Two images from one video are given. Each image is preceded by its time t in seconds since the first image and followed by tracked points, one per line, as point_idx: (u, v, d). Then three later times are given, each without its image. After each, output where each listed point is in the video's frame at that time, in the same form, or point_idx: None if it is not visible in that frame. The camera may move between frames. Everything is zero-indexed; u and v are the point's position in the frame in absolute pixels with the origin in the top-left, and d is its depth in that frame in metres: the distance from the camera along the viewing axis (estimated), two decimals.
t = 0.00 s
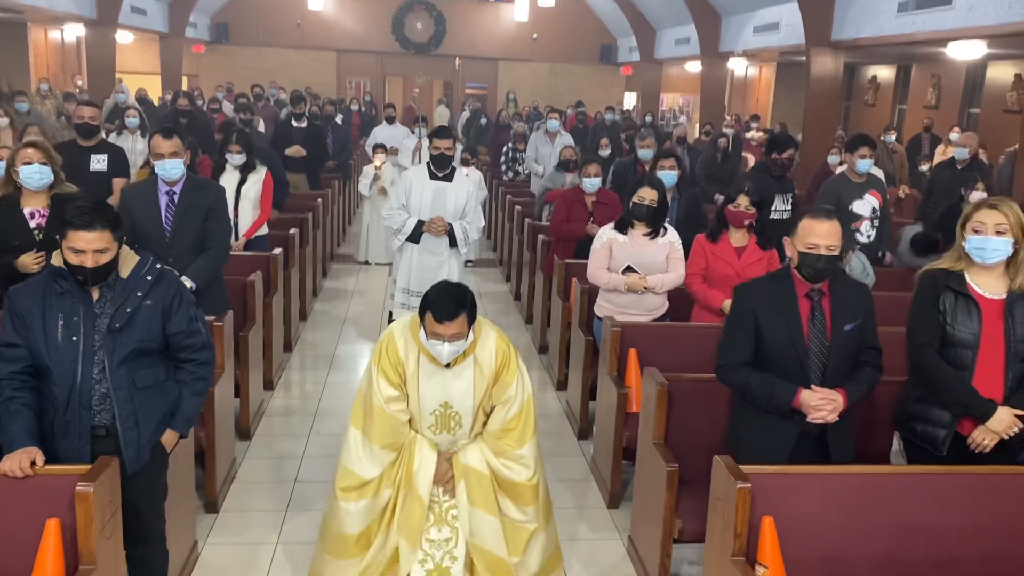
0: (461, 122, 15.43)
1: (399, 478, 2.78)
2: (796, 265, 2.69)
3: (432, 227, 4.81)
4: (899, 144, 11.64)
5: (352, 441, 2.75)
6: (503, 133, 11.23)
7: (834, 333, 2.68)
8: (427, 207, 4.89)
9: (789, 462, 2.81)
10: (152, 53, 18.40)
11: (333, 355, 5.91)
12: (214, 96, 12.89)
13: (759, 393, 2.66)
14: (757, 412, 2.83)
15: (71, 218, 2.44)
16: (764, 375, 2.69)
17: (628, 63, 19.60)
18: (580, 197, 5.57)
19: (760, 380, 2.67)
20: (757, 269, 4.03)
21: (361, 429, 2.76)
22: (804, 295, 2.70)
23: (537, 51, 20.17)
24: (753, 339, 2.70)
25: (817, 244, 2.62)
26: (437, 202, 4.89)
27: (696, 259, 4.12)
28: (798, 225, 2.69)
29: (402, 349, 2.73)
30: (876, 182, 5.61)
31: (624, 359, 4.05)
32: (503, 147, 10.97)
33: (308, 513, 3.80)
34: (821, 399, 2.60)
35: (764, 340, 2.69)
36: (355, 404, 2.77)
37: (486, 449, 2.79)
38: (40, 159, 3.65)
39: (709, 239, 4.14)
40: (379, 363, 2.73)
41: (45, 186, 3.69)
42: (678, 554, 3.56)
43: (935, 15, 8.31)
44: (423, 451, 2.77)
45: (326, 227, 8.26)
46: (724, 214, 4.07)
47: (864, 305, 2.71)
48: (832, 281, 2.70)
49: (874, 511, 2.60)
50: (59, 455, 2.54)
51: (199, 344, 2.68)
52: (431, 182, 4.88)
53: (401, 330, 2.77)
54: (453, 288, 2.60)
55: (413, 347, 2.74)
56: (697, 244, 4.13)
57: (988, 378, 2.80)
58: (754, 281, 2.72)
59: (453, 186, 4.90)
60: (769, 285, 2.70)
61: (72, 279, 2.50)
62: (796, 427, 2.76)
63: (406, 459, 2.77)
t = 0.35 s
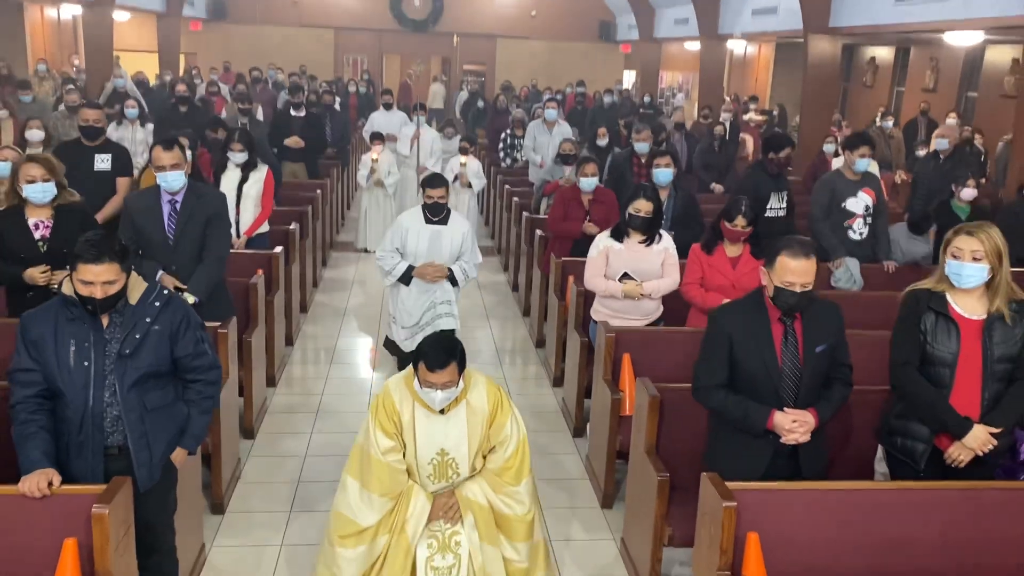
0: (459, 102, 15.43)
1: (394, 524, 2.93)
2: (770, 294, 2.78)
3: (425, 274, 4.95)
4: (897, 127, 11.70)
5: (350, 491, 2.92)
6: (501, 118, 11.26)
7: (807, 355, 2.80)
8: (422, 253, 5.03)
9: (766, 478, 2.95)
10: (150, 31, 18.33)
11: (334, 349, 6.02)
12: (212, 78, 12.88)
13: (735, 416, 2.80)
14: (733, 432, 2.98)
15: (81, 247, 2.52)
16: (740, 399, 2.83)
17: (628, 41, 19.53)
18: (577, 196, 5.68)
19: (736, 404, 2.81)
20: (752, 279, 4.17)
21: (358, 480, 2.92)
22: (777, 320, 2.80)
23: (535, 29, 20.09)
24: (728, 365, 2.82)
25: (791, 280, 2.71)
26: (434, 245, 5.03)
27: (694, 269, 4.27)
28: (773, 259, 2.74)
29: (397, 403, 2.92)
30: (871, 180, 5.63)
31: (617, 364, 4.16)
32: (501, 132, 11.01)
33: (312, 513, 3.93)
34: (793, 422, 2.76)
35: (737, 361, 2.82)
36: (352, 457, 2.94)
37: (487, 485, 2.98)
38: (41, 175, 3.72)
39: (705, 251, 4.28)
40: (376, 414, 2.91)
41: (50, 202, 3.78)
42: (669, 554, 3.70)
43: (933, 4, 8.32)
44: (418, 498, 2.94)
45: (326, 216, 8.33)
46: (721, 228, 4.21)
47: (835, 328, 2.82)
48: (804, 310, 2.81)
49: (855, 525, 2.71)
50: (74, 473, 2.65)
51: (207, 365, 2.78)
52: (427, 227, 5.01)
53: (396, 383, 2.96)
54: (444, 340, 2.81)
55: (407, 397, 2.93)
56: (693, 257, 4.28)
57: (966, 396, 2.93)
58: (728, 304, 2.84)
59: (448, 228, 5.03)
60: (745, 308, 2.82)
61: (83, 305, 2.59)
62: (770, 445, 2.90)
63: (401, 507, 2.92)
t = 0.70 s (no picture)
0: (458, 86, 15.46)
1: (396, 541, 3.07)
2: (771, 332, 2.92)
3: (425, 297, 5.23)
4: (893, 114, 11.77)
5: (354, 512, 3.05)
6: (499, 106, 11.32)
7: (798, 384, 2.96)
8: (422, 274, 5.27)
9: (752, 495, 3.12)
10: (148, 13, 18.30)
11: (336, 347, 6.15)
12: (212, 65, 12.92)
13: (726, 437, 2.97)
14: (723, 450, 3.14)
15: (94, 283, 2.64)
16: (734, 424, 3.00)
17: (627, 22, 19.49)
18: (574, 199, 5.83)
19: (728, 426, 2.97)
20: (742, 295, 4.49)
21: (360, 500, 3.04)
22: (771, 349, 2.95)
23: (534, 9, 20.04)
24: (722, 389, 2.99)
25: (787, 327, 2.85)
26: (433, 266, 5.26)
27: (691, 281, 4.56)
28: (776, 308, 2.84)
29: (396, 429, 3.03)
30: (865, 182, 5.69)
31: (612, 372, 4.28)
32: (500, 121, 11.08)
33: (318, 517, 4.08)
34: (780, 449, 2.94)
35: (732, 389, 2.99)
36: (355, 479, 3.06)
37: (485, 503, 3.13)
38: (48, 221, 3.82)
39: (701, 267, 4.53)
40: (378, 438, 3.02)
41: (63, 236, 3.91)
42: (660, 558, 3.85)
43: None
44: (418, 516, 3.09)
45: (326, 209, 8.44)
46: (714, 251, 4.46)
47: (827, 362, 2.99)
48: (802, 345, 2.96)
49: (835, 542, 2.86)
50: (92, 494, 2.79)
51: (216, 390, 2.90)
52: (426, 249, 5.23)
53: (396, 407, 3.07)
54: (445, 369, 2.90)
55: (408, 421, 3.04)
56: (689, 271, 4.57)
57: (943, 417, 3.07)
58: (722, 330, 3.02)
59: (447, 249, 5.26)
60: (739, 336, 2.97)
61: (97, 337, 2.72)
62: (760, 466, 3.05)
63: (403, 525, 3.07)
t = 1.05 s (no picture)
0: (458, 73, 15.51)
1: (401, 520, 3.23)
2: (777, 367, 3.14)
3: (425, 282, 5.23)
4: (890, 104, 11.85)
5: (361, 494, 3.22)
6: (498, 98, 11.40)
7: (798, 413, 3.19)
8: (424, 260, 5.28)
9: (744, 508, 3.34)
10: None
11: (339, 346, 6.27)
12: (212, 54, 12.97)
13: (725, 455, 3.22)
14: (721, 467, 3.36)
15: (110, 309, 2.75)
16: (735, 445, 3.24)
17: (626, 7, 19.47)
18: (571, 202, 5.97)
19: (727, 445, 3.21)
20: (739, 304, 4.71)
21: (366, 482, 3.21)
22: (773, 377, 3.17)
23: None
24: (723, 411, 3.22)
25: (793, 368, 3.07)
26: (435, 253, 5.29)
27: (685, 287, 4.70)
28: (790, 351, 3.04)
29: (398, 416, 3.17)
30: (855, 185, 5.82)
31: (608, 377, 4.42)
32: (499, 113, 11.16)
33: (325, 520, 4.23)
34: (775, 472, 3.18)
35: (734, 412, 3.22)
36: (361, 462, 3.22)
37: (482, 490, 3.27)
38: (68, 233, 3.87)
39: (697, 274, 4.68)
40: (381, 425, 3.16)
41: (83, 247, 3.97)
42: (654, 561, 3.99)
43: None
44: (422, 498, 3.22)
45: (328, 204, 8.55)
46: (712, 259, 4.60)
47: (826, 391, 3.20)
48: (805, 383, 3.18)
49: (819, 553, 3.00)
50: (110, 510, 2.93)
51: (227, 409, 3.03)
52: (430, 236, 5.27)
53: (400, 394, 3.20)
54: (444, 364, 3.01)
55: (410, 410, 3.17)
56: (687, 278, 4.71)
57: (924, 431, 3.23)
58: (729, 356, 3.24)
59: (450, 237, 5.29)
60: (744, 361, 3.20)
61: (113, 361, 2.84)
62: (754, 486, 3.29)
63: (408, 506, 3.22)
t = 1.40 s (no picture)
0: (458, 66, 15.60)
1: (406, 488, 3.36)
2: (771, 378, 3.27)
3: (430, 250, 5.28)
4: (886, 99, 11.94)
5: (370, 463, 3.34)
6: (499, 93, 11.48)
7: (793, 424, 3.33)
8: (430, 228, 5.34)
9: (744, 515, 3.46)
10: None
11: (342, 346, 6.40)
12: (213, 49, 13.02)
13: (725, 466, 3.35)
14: (720, 475, 3.48)
15: (127, 325, 2.88)
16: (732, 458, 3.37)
17: None
18: (570, 206, 6.08)
19: (726, 456, 3.34)
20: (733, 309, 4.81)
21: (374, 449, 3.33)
22: (770, 390, 3.30)
23: None
24: (722, 423, 3.35)
25: (790, 380, 3.18)
26: (440, 223, 5.35)
27: (683, 291, 4.79)
28: (783, 362, 3.16)
29: (407, 388, 3.27)
30: (849, 189, 5.89)
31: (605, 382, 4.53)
32: (499, 109, 11.25)
33: (330, 520, 4.37)
34: (773, 483, 3.31)
35: (732, 424, 3.35)
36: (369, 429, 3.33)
37: (480, 463, 3.39)
38: (89, 239, 4.14)
39: (694, 277, 4.78)
40: (391, 399, 3.26)
41: (102, 253, 4.24)
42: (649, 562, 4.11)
43: None
44: (426, 467, 3.34)
45: (330, 202, 8.65)
46: (708, 262, 4.71)
47: (820, 402, 3.33)
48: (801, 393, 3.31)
49: (807, 559, 3.13)
50: (125, 520, 3.05)
51: (238, 422, 3.15)
52: (435, 205, 5.32)
53: (412, 370, 3.30)
54: (464, 345, 3.07)
55: (422, 386, 3.28)
56: (682, 282, 4.80)
57: (912, 442, 3.33)
58: (730, 369, 3.37)
59: (456, 207, 5.34)
60: (744, 374, 3.33)
61: (129, 377, 2.96)
62: (753, 495, 3.40)
63: (413, 475, 3.34)
